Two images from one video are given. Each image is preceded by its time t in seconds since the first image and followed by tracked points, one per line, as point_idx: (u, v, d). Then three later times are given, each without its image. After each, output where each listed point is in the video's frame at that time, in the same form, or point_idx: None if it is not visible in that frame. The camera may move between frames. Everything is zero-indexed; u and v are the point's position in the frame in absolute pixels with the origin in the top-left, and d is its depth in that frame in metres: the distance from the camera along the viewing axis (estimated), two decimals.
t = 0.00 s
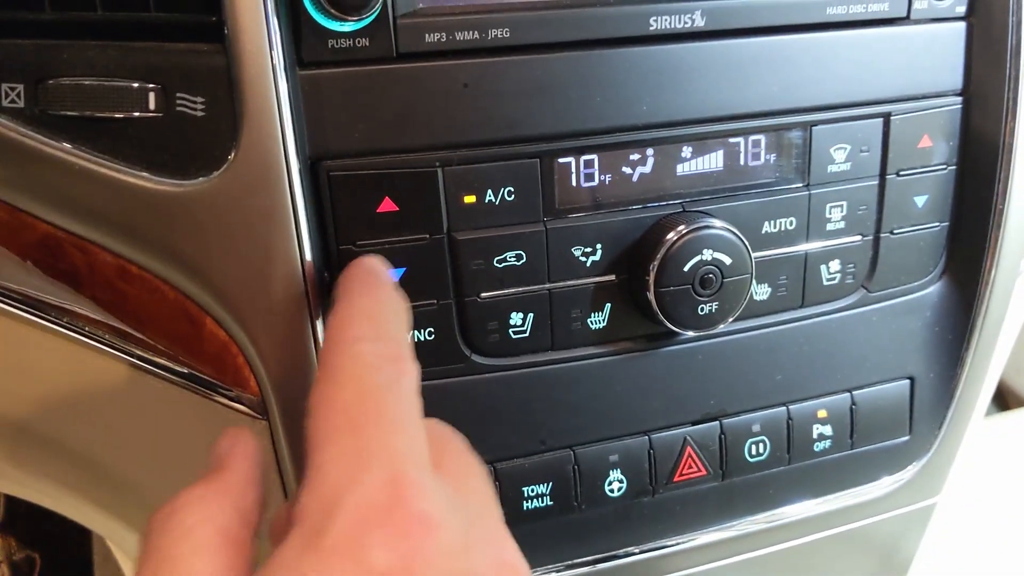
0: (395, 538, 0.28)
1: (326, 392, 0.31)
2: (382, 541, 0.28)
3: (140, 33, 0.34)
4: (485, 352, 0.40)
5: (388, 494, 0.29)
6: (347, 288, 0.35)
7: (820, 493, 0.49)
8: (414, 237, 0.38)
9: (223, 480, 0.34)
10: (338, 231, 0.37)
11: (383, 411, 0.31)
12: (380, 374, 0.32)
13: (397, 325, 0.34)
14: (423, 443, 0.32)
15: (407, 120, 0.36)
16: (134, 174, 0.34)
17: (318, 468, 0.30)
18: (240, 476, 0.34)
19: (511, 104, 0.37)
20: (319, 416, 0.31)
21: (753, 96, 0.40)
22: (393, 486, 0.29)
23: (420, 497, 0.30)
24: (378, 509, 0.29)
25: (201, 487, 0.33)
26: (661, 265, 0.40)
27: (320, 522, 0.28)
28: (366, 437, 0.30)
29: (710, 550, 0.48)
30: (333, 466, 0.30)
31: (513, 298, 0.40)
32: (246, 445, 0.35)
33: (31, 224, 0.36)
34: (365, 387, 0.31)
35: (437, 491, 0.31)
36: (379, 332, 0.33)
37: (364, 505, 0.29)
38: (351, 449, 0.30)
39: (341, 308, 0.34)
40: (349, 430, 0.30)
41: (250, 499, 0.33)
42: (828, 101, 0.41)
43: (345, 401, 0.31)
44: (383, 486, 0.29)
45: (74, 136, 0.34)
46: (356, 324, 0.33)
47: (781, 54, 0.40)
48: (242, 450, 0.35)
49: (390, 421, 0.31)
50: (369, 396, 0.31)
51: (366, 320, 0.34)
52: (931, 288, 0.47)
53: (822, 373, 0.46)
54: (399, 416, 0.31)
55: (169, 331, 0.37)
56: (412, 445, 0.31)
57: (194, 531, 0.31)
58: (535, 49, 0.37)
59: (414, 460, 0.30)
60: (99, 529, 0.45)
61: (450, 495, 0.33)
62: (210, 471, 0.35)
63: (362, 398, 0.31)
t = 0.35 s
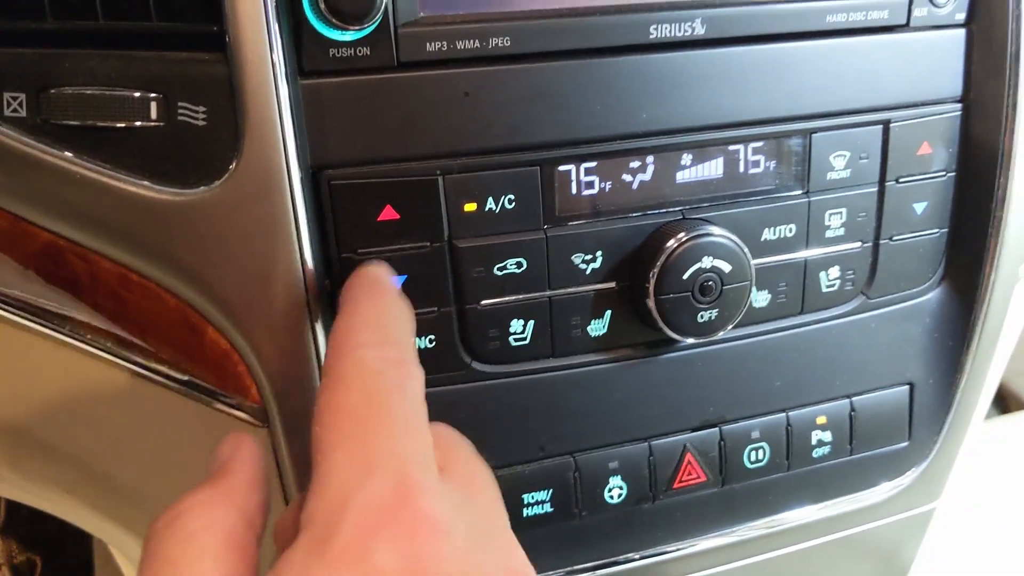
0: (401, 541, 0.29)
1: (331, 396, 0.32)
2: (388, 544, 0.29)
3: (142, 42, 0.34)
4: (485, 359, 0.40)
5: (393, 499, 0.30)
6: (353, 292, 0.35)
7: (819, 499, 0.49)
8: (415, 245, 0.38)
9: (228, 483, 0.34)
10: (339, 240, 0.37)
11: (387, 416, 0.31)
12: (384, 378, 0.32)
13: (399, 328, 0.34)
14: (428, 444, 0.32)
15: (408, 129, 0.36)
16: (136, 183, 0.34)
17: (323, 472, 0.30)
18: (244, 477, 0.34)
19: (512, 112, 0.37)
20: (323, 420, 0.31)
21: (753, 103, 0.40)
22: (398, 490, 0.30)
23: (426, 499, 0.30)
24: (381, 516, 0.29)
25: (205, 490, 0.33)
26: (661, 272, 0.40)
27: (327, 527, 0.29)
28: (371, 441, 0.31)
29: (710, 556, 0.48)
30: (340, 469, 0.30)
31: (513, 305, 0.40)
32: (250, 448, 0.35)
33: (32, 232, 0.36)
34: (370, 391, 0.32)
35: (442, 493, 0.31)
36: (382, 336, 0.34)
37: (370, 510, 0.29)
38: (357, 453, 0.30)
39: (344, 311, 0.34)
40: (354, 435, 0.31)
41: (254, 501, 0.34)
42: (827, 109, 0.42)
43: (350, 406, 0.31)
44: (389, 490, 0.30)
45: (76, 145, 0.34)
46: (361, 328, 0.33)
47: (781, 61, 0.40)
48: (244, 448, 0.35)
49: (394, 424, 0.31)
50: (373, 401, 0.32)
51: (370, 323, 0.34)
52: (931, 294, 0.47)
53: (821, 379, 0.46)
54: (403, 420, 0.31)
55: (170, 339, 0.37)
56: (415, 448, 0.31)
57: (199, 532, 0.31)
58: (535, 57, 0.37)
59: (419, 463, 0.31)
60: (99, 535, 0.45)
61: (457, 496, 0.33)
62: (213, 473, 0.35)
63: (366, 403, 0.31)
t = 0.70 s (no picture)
0: (395, 562, 0.29)
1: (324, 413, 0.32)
2: (381, 565, 0.29)
3: (137, 55, 0.34)
4: (481, 368, 0.41)
5: (386, 518, 0.30)
6: (345, 306, 0.35)
7: (816, 506, 0.49)
8: (411, 255, 0.38)
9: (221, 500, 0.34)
10: (335, 250, 0.38)
11: (379, 435, 0.31)
12: (376, 395, 0.32)
13: (392, 343, 0.34)
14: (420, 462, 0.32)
15: (403, 140, 0.36)
16: (133, 195, 0.35)
17: (315, 492, 0.31)
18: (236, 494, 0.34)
19: (508, 124, 0.37)
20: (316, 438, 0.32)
21: (748, 113, 0.40)
22: (391, 510, 0.30)
23: (419, 520, 0.30)
24: (374, 537, 0.29)
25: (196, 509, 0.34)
26: (657, 282, 0.40)
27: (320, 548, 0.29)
28: (363, 461, 0.31)
29: (706, 563, 0.48)
30: (331, 489, 0.30)
31: (509, 314, 0.40)
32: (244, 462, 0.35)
33: (29, 243, 0.36)
34: (362, 409, 0.32)
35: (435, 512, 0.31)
36: (375, 352, 0.34)
37: (363, 529, 0.30)
38: (349, 473, 0.31)
39: (337, 327, 0.34)
40: (346, 454, 0.31)
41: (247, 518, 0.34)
42: (823, 118, 0.42)
43: (342, 424, 0.31)
44: (381, 510, 0.30)
45: (73, 157, 0.35)
46: (353, 345, 0.34)
47: (776, 71, 0.40)
48: (238, 461, 0.35)
49: (386, 443, 0.31)
50: (366, 419, 0.32)
51: (363, 338, 0.34)
52: (926, 302, 0.47)
53: (816, 387, 0.46)
54: (395, 438, 0.32)
55: (167, 349, 0.37)
56: (408, 468, 0.31)
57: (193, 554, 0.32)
58: (531, 68, 0.37)
59: (412, 482, 0.31)
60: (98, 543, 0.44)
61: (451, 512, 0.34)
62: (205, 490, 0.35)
63: (358, 421, 0.32)
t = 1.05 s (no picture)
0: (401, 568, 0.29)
1: (333, 416, 0.32)
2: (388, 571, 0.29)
3: (137, 55, 0.34)
4: (481, 368, 0.41)
5: (394, 522, 0.30)
6: (355, 308, 0.35)
7: (816, 507, 0.49)
8: (410, 255, 0.38)
9: (226, 506, 0.34)
10: (334, 250, 0.38)
11: (389, 439, 0.31)
12: (384, 399, 0.32)
13: (402, 343, 0.35)
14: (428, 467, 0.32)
15: (403, 140, 0.36)
16: (133, 195, 0.35)
17: (324, 496, 0.31)
18: (238, 501, 0.34)
19: (508, 124, 0.37)
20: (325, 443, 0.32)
21: (749, 113, 0.40)
22: (398, 516, 0.30)
23: (426, 526, 0.30)
24: (382, 541, 0.29)
25: (199, 514, 0.34)
26: (657, 282, 0.40)
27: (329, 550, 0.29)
28: (373, 465, 0.31)
29: (706, 564, 0.48)
30: (340, 493, 0.30)
31: (509, 314, 0.40)
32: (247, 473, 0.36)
33: (29, 243, 0.36)
34: (371, 413, 0.32)
35: (441, 518, 0.31)
36: (384, 353, 0.34)
37: (372, 533, 0.29)
38: (358, 477, 0.30)
39: (347, 328, 0.35)
40: (354, 457, 0.31)
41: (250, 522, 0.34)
42: (822, 118, 0.42)
43: (351, 428, 0.32)
44: (389, 515, 0.30)
45: (72, 157, 0.34)
46: (363, 346, 0.34)
47: (776, 71, 0.40)
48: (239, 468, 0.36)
49: (394, 448, 0.31)
50: (375, 423, 0.32)
51: (372, 337, 0.34)
52: (927, 302, 0.47)
53: (817, 388, 0.46)
54: (404, 441, 0.32)
55: (167, 349, 0.37)
56: (416, 472, 0.31)
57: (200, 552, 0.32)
58: (530, 68, 0.37)
59: (419, 487, 0.31)
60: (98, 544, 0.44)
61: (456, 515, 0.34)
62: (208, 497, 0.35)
63: (367, 425, 0.32)
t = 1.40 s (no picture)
0: (405, 563, 0.29)
1: (332, 419, 0.32)
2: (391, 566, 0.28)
3: (137, 55, 0.34)
4: (481, 369, 0.41)
5: (396, 521, 0.30)
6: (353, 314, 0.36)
7: (816, 507, 0.49)
8: (410, 255, 0.38)
9: (226, 511, 0.34)
10: (334, 251, 0.38)
11: (388, 440, 0.31)
12: (382, 399, 0.32)
13: (400, 347, 0.35)
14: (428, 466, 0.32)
15: (403, 141, 0.36)
16: (132, 195, 0.35)
17: (325, 498, 0.31)
18: (240, 506, 0.34)
19: (507, 124, 0.37)
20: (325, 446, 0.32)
21: (748, 113, 0.40)
22: (399, 514, 0.30)
23: (429, 522, 0.30)
24: (384, 539, 0.29)
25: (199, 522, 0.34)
26: (656, 283, 0.40)
27: (333, 550, 0.29)
28: (373, 465, 0.31)
29: (706, 564, 0.48)
30: (342, 494, 0.30)
31: (509, 315, 0.40)
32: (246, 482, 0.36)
33: (28, 244, 0.36)
34: (369, 413, 0.32)
35: (445, 515, 0.31)
36: (381, 357, 0.34)
37: (373, 534, 0.29)
38: (359, 478, 0.30)
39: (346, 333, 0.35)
40: (354, 460, 0.31)
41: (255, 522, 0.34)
42: (822, 119, 0.42)
43: (349, 429, 0.31)
44: (390, 513, 0.30)
45: (72, 157, 0.35)
46: (360, 349, 0.34)
47: (776, 71, 0.40)
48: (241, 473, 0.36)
49: (393, 447, 0.31)
50: (374, 423, 0.32)
51: (371, 345, 0.34)
52: (926, 302, 0.47)
53: (816, 388, 0.46)
54: (404, 441, 0.32)
55: (167, 349, 0.37)
56: (417, 470, 0.31)
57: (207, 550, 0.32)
58: (530, 69, 0.37)
59: (420, 485, 0.31)
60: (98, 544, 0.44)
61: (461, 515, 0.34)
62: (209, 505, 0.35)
63: (366, 425, 0.32)
